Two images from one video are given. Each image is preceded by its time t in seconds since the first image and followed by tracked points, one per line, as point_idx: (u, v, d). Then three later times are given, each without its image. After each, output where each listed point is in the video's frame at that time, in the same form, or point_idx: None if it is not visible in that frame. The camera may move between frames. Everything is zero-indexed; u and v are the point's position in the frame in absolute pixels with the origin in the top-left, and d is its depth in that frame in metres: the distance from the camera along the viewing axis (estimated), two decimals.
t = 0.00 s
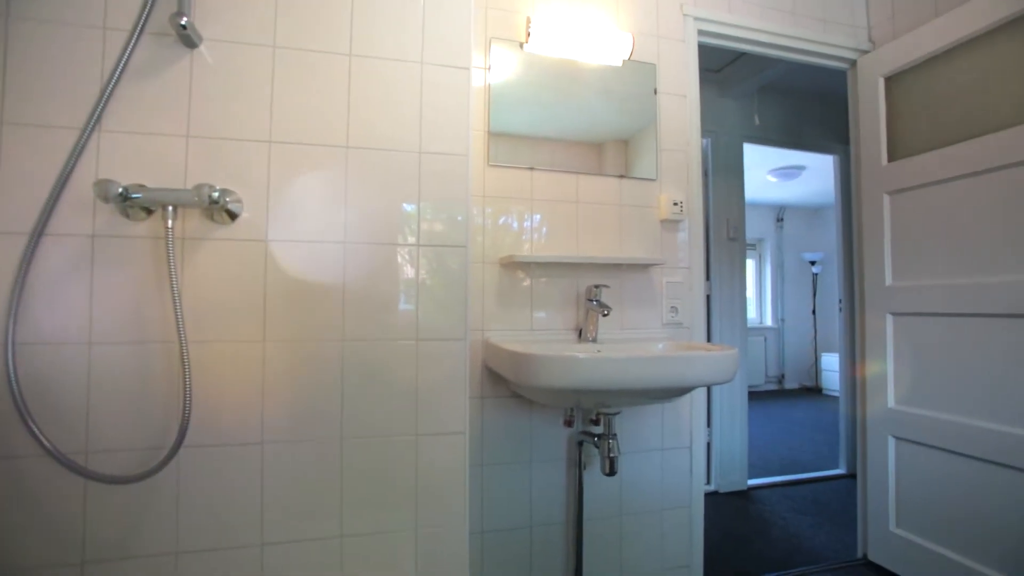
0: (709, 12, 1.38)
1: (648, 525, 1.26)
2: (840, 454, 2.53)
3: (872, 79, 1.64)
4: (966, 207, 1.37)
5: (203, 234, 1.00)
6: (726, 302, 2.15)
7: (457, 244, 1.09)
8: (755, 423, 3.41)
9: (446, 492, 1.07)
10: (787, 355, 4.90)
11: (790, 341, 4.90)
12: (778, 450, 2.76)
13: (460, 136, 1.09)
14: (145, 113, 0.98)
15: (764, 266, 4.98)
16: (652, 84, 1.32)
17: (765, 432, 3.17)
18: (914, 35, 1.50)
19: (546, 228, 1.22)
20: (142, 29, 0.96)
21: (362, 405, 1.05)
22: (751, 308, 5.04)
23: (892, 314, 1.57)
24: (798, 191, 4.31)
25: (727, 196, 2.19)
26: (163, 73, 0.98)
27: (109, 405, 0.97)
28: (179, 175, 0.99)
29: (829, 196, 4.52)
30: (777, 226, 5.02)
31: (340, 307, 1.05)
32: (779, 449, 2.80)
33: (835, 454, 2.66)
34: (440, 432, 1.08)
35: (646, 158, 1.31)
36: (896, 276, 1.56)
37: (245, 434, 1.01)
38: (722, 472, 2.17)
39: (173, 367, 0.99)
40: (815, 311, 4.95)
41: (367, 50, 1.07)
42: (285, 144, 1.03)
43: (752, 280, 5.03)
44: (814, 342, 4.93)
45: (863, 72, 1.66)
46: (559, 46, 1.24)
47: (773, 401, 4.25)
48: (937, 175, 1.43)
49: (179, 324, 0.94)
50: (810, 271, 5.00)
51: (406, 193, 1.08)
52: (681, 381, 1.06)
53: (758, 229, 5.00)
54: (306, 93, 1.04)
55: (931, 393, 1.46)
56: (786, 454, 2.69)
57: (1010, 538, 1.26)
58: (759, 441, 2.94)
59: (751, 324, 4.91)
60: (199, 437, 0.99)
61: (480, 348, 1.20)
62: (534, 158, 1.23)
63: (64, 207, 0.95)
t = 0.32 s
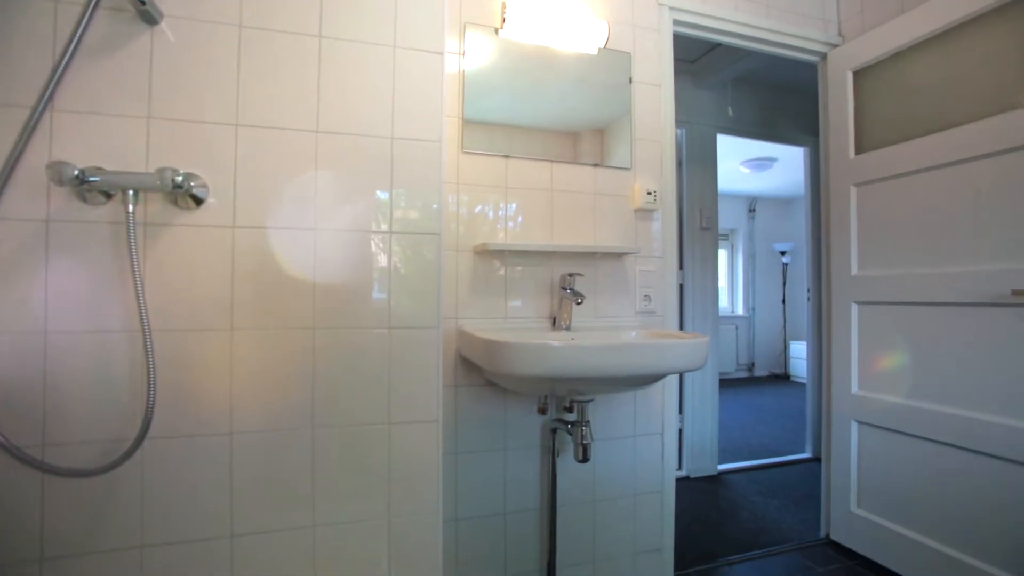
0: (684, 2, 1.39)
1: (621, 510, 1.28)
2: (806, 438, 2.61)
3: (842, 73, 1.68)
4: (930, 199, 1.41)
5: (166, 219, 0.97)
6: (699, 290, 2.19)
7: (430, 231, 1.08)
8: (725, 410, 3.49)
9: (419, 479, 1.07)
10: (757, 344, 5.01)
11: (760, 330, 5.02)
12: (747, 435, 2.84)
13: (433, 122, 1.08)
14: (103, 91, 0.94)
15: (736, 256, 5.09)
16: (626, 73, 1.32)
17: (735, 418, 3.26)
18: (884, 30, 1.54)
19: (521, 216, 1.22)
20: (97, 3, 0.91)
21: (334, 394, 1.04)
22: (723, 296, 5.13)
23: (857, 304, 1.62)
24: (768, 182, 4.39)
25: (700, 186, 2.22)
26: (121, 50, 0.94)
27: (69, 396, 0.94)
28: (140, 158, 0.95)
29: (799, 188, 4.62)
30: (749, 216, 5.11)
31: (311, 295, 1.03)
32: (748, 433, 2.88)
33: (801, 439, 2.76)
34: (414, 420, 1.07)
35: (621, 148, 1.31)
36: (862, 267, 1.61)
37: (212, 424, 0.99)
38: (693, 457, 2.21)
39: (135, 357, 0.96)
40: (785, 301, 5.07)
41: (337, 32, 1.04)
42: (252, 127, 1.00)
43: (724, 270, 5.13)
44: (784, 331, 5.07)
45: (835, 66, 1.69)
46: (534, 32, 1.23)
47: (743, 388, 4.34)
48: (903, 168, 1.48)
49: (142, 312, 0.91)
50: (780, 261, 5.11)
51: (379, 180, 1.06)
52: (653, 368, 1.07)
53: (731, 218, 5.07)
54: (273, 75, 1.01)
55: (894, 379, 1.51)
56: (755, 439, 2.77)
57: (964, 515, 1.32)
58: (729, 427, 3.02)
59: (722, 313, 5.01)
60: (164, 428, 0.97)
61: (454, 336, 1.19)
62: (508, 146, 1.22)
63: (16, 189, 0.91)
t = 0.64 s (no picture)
0: None
1: (596, 497, 1.30)
2: (777, 425, 2.69)
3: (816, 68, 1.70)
4: (899, 192, 1.45)
5: (130, 206, 0.94)
6: (674, 280, 2.22)
7: (405, 220, 1.07)
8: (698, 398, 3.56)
9: (395, 469, 1.07)
10: (731, 334, 5.11)
11: (735, 320, 5.12)
12: (721, 423, 2.90)
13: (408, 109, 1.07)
14: (61, 72, 0.90)
15: (711, 246, 5.16)
16: (604, 63, 1.32)
17: (709, 406, 3.33)
18: (858, 25, 1.56)
19: (500, 207, 1.22)
20: None
21: (308, 385, 1.02)
22: (698, 287, 5.21)
23: (827, 294, 1.66)
24: (743, 174, 4.46)
25: (676, 176, 2.24)
26: (79, 30, 0.91)
27: (28, 388, 0.91)
28: (101, 142, 0.92)
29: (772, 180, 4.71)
30: (724, 208, 5.19)
31: (283, 284, 1.01)
32: (721, 421, 2.94)
33: (772, 426, 2.83)
34: (390, 411, 1.07)
35: (599, 138, 1.32)
36: (831, 257, 1.65)
37: (181, 416, 0.97)
38: (667, 444, 2.25)
39: (99, 348, 0.94)
40: (758, 291, 5.18)
41: (309, 15, 1.02)
42: (220, 112, 0.98)
43: (699, 260, 5.20)
44: (757, 320, 5.18)
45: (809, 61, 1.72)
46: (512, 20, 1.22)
47: (717, 377, 4.43)
48: (873, 161, 1.51)
49: (106, 302, 0.88)
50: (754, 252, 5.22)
51: (353, 168, 1.05)
52: (629, 357, 1.08)
53: (706, 210, 5.16)
54: (242, 58, 0.98)
55: (862, 367, 1.56)
56: (727, 426, 2.83)
57: (927, 497, 1.38)
58: (703, 415, 3.08)
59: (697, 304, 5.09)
60: (130, 421, 0.94)
61: (430, 326, 1.19)
62: (484, 135, 1.21)
63: None
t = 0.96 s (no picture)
0: None
1: (570, 486, 1.32)
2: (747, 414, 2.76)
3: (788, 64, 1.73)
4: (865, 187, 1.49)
5: (88, 193, 0.90)
6: (648, 271, 2.25)
7: (378, 211, 1.05)
8: (671, 389, 3.62)
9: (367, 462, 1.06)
10: (704, 325, 5.21)
11: (707, 312, 5.21)
12: (692, 412, 2.97)
13: (380, 97, 1.05)
14: (10, 50, 0.85)
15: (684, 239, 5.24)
16: (579, 54, 1.32)
17: (681, 396, 3.40)
18: (828, 22, 1.59)
19: (476, 199, 1.21)
20: None
21: (277, 378, 1.01)
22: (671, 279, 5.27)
23: (795, 285, 1.70)
24: (716, 168, 4.54)
25: (649, 168, 2.26)
26: (30, 7, 0.87)
27: None
28: (55, 126, 0.88)
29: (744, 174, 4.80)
30: (697, 201, 5.27)
31: (251, 275, 0.99)
32: (692, 410, 3.01)
33: (743, 414, 2.91)
34: (362, 403, 1.06)
35: (575, 130, 1.32)
36: (800, 250, 1.69)
37: (144, 411, 0.94)
38: (640, 434, 2.29)
39: (55, 340, 0.90)
40: (730, 284, 5.29)
41: None
42: (184, 97, 0.95)
43: (672, 253, 5.27)
44: (728, 312, 5.29)
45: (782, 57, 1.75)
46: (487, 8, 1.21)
47: (689, 368, 4.51)
48: (840, 156, 1.55)
49: (63, 292, 0.85)
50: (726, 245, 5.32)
51: (324, 157, 1.03)
52: (603, 348, 1.09)
53: (679, 203, 5.23)
54: (206, 40, 0.95)
55: (828, 357, 1.60)
56: (697, 415, 2.90)
57: (887, 481, 1.43)
58: (675, 405, 3.14)
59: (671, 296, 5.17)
60: (90, 416, 0.91)
61: (403, 318, 1.18)
62: (458, 124, 1.20)
63: None
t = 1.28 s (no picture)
0: None
1: (547, 480, 1.33)
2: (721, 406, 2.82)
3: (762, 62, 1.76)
4: (835, 185, 1.52)
5: (46, 184, 0.86)
6: (625, 265, 2.27)
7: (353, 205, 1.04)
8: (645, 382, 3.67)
9: (341, 458, 1.05)
10: (679, 320, 5.29)
11: (683, 307, 5.29)
12: (668, 406, 3.01)
13: (354, 89, 1.04)
14: None
15: (660, 234, 5.30)
16: (555, 49, 1.32)
17: (657, 389, 3.45)
18: (800, 21, 1.62)
19: (453, 194, 1.21)
20: None
21: (247, 375, 0.99)
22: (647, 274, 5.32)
23: (768, 280, 1.73)
24: (691, 164, 4.59)
25: (627, 163, 2.28)
26: None
27: None
28: (10, 114, 0.84)
29: (719, 170, 4.88)
30: (673, 196, 5.34)
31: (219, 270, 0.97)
32: (668, 404, 3.06)
33: (716, 407, 2.97)
34: (336, 399, 1.05)
35: (552, 125, 1.32)
36: (772, 245, 1.72)
37: (108, 409, 0.91)
38: (616, 428, 2.31)
39: (12, 338, 0.87)
40: (704, 279, 5.38)
41: None
42: (148, 86, 0.92)
43: (648, 248, 5.32)
44: (705, 307, 5.39)
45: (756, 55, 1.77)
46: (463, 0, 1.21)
47: (664, 362, 4.58)
48: (811, 153, 1.58)
49: (20, 288, 0.81)
50: (700, 240, 5.40)
51: (296, 150, 1.01)
52: (579, 342, 1.09)
53: (655, 199, 5.28)
54: (171, 27, 0.93)
55: (798, 350, 1.64)
56: (673, 409, 2.94)
57: (854, 471, 1.47)
58: (651, 398, 3.18)
59: (648, 291, 5.23)
60: (50, 416, 0.88)
61: (378, 313, 1.17)
62: (434, 118, 1.19)
63: None
